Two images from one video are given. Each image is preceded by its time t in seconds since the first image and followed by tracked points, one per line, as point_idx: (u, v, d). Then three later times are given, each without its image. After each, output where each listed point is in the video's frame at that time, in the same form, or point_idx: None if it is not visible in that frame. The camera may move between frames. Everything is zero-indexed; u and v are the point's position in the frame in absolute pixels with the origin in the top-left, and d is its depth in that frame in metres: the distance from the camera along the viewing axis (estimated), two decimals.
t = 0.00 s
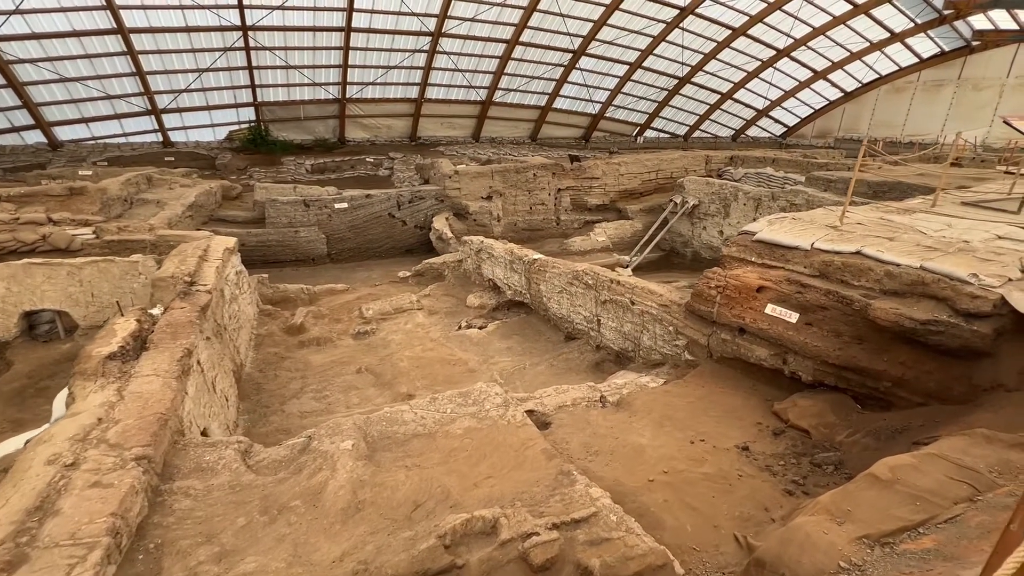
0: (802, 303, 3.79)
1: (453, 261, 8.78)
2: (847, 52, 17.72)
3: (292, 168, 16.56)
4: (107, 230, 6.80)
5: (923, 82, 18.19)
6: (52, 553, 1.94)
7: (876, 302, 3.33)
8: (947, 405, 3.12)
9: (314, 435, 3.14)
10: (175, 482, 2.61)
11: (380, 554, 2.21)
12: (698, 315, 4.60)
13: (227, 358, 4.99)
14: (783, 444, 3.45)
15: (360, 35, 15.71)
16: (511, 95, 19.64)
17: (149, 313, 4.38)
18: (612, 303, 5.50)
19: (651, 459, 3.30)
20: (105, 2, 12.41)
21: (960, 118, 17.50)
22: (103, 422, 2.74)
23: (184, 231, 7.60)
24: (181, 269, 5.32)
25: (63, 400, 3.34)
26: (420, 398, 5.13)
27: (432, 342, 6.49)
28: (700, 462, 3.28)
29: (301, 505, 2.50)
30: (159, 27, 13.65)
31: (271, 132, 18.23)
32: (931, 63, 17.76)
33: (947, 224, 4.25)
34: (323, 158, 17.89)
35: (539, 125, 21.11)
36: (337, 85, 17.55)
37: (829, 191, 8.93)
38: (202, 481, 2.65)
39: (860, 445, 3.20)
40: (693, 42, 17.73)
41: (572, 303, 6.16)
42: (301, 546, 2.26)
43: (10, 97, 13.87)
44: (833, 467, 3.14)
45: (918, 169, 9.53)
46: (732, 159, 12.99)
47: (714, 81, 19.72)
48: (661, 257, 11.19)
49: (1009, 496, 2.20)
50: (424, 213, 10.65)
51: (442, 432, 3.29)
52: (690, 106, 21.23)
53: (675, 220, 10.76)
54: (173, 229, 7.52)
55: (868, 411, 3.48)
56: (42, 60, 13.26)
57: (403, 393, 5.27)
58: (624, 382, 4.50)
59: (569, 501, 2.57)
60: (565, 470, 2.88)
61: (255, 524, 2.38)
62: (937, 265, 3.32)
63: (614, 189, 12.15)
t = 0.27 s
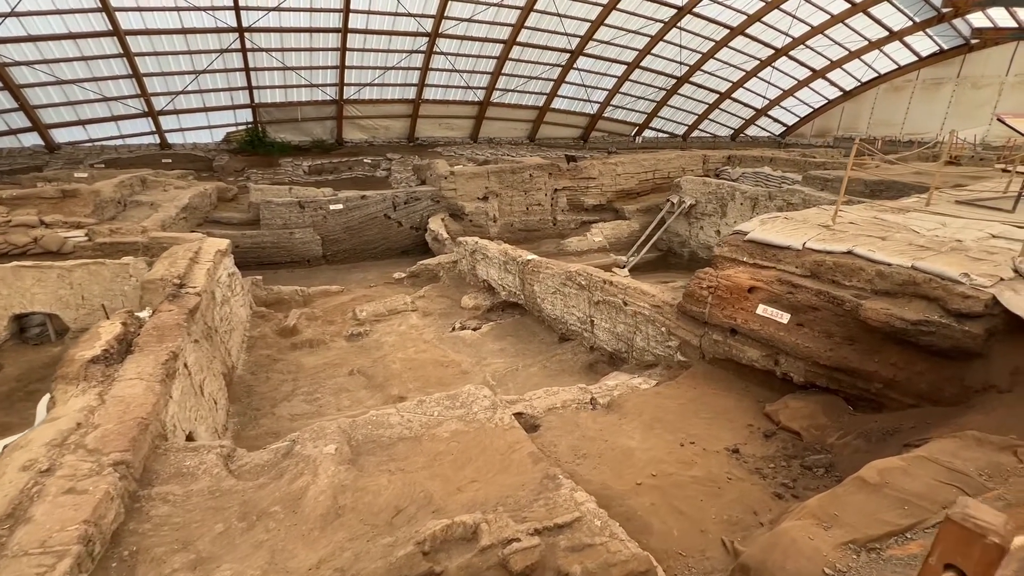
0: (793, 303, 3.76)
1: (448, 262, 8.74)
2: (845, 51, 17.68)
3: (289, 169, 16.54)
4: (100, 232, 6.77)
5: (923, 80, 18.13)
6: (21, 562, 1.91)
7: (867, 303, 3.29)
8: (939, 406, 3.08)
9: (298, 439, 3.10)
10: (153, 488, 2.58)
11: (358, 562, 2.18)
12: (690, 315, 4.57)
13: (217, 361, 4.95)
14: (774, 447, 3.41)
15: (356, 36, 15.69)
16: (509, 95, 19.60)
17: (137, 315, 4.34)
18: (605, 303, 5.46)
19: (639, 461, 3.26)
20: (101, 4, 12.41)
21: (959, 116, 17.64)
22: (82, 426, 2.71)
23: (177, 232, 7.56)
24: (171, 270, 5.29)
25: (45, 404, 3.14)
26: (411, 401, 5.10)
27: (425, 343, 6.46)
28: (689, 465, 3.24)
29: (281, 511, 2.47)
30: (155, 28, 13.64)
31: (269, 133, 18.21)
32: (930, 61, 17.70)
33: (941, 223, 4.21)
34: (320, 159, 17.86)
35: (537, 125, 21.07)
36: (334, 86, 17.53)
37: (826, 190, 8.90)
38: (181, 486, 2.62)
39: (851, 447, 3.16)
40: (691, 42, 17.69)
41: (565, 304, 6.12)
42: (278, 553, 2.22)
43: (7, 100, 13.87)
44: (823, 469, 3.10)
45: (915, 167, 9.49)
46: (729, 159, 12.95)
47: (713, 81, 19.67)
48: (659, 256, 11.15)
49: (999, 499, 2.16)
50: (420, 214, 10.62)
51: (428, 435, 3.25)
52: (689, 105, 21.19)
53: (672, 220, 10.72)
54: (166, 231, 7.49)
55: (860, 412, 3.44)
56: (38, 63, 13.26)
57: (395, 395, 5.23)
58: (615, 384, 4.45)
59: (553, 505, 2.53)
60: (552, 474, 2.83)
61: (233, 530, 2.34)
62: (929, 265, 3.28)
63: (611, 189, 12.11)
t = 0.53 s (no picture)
0: (782, 306, 3.72)
1: (443, 264, 8.72)
2: (846, 50, 17.61)
3: (288, 171, 16.56)
4: (93, 235, 6.76)
5: (924, 79, 18.03)
6: None
7: (855, 306, 3.25)
8: (927, 412, 3.04)
9: (280, 445, 3.08)
10: (130, 495, 2.56)
11: (331, 571, 2.16)
12: (681, 318, 4.53)
13: (206, 364, 4.94)
14: (762, 452, 3.37)
15: (354, 37, 15.68)
16: (508, 96, 19.57)
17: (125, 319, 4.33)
18: (597, 306, 5.43)
19: (625, 467, 3.23)
20: (99, 6, 12.44)
21: (960, 116, 17.46)
22: (60, 433, 2.69)
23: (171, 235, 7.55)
24: (161, 273, 5.28)
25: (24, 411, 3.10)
26: (402, 404, 5.07)
27: (418, 346, 6.43)
28: (675, 471, 3.20)
29: (257, 519, 2.44)
30: (154, 31, 13.66)
31: (268, 135, 18.23)
32: (931, 61, 17.61)
33: (933, 225, 4.17)
34: (319, 160, 17.86)
35: (537, 126, 21.04)
36: (333, 88, 17.54)
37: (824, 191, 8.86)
38: (158, 493, 2.60)
39: (839, 453, 3.12)
40: (690, 42, 17.64)
41: (558, 306, 6.09)
42: (251, 563, 2.20)
43: (6, 102, 13.90)
44: (810, 475, 3.07)
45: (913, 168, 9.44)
46: (728, 159, 12.90)
47: (713, 81, 19.60)
48: (656, 257, 11.11)
49: (983, 508, 2.12)
50: (416, 215, 10.60)
51: (412, 440, 3.22)
52: (688, 106, 21.13)
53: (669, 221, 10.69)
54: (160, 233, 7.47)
55: (849, 417, 3.40)
56: (37, 65, 13.28)
57: (385, 398, 5.22)
58: (605, 388, 4.42)
59: (533, 513, 2.50)
60: (535, 480, 2.80)
61: (207, 538, 2.32)
62: (917, 268, 3.24)
63: (609, 189, 12.06)
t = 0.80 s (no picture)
0: (772, 309, 3.70)
1: (440, 266, 8.71)
2: (847, 50, 17.54)
3: (289, 172, 16.61)
4: (90, 237, 6.78)
5: (926, 79, 17.94)
6: None
7: (844, 309, 3.23)
8: (916, 416, 3.01)
9: (264, 449, 3.07)
10: (112, 499, 2.56)
11: None
12: (673, 321, 4.50)
13: (199, 367, 4.94)
14: (750, 456, 3.35)
15: (354, 39, 15.70)
16: (508, 96, 19.55)
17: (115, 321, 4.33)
18: (590, 308, 5.41)
19: (611, 471, 3.22)
20: (100, 9, 12.51)
21: (962, 116, 17.51)
22: (43, 437, 2.70)
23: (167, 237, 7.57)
24: (155, 275, 5.28)
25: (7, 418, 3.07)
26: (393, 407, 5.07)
27: (412, 348, 6.43)
28: (662, 475, 3.18)
29: (237, 524, 2.44)
30: (154, 33, 13.71)
31: (268, 136, 18.29)
32: (933, 60, 17.51)
33: (927, 227, 4.13)
34: (319, 161, 17.88)
35: (537, 126, 21.03)
36: (333, 89, 17.57)
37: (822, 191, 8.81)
38: (140, 497, 2.60)
39: (828, 457, 3.10)
40: (691, 42, 17.59)
41: (553, 307, 6.07)
42: (228, 569, 2.19)
43: (8, 105, 13.97)
44: (798, 480, 3.04)
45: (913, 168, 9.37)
46: (727, 160, 12.86)
47: (713, 81, 19.54)
48: (655, 258, 11.08)
49: (966, 515, 2.09)
50: (413, 217, 10.61)
51: (398, 444, 3.20)
52: (689, 106, 21.08)
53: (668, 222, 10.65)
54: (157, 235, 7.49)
55: (839, 421, 3.37)
56: (38, 68, 13.35)
57: (378, 400, 5.21)
58: (596, 390, 4.40)
59: (514, 518, 2.48)
60: (519, 485, 2.78)
61: (186, 543, 2.32)
62: (907, 270, 3.21)
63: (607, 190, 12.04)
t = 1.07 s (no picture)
0: (766, 311, 3.66)
1: (438, 267, 8.71)
2: (850, 49, 17.43)
3: (290, 173, 16.65)
4: (89, 239, 6.80)
5: (930, 78, 17.80)
6: None
7: (837, 312, 3.19)
8: (910, 420, 2.97)
9: (253, 452, 3.06)
10: (98, 503, 2.56)
11: None
12: (668, 323, 4.48)
13: (194, 369, 4.94)
14: (743, 460, 3.32)
15: (355, 40, 15.71)
16: (509, 97, 19.53)
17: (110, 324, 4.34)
18: (586, 310, 5.39)
19: (602, 475, 3.19)
20: (102, 12, 12.57)
21: (967, 115, 17.37)
22: (31, 441, 2.70)
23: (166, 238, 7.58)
24: (151, 277, 5.29)
25: None
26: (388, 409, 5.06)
27: (408, 349, 6.42)
28: (653, 479, 3.15)
29: (221, 528, 2.43)
30: (156, 35, 13.76)
31: (270, 138, 18.34)
32: (938, 59, 17.38)
33: (924, 228, 4.09)
34: (321, 163, 17.91)
35: (539, 127, 20.99)
36: (334, 90, 17.60)
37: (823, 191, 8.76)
38: (126, 501, 2.59)
39: (821, 461, 3.06)
40: (692, 42, 17.53)
41: (549, 309, 6.05)
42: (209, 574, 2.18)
43: (12, 107, 14.06)
44: (791, 484, 3.00)
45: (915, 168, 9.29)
46: (729, 160, 12.80)
47: (716, 81, 19.45)
48: (655, 259, 11.03)
49: (957, 522, 2.05)
50: (413, 218, 10.61)
51: (387, 448, 3.19)
52: (691, 106, 21.00)
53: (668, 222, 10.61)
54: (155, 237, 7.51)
55: (833, 425, 3.33)
56: (41, 70, 13.43)
57: (372, 403, 5.20)
58: (590, 393, 4.38)
59: (500, 523, 2.46)
60: (507, 489, 2.76)
61: (170, 548, 2.31)
62: (902, 272, 3.17)
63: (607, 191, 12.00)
